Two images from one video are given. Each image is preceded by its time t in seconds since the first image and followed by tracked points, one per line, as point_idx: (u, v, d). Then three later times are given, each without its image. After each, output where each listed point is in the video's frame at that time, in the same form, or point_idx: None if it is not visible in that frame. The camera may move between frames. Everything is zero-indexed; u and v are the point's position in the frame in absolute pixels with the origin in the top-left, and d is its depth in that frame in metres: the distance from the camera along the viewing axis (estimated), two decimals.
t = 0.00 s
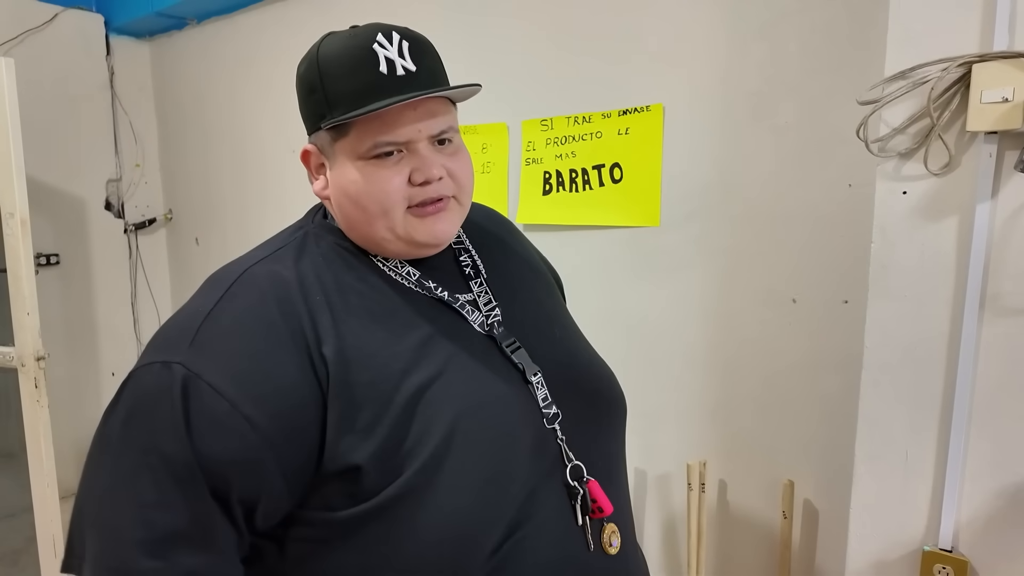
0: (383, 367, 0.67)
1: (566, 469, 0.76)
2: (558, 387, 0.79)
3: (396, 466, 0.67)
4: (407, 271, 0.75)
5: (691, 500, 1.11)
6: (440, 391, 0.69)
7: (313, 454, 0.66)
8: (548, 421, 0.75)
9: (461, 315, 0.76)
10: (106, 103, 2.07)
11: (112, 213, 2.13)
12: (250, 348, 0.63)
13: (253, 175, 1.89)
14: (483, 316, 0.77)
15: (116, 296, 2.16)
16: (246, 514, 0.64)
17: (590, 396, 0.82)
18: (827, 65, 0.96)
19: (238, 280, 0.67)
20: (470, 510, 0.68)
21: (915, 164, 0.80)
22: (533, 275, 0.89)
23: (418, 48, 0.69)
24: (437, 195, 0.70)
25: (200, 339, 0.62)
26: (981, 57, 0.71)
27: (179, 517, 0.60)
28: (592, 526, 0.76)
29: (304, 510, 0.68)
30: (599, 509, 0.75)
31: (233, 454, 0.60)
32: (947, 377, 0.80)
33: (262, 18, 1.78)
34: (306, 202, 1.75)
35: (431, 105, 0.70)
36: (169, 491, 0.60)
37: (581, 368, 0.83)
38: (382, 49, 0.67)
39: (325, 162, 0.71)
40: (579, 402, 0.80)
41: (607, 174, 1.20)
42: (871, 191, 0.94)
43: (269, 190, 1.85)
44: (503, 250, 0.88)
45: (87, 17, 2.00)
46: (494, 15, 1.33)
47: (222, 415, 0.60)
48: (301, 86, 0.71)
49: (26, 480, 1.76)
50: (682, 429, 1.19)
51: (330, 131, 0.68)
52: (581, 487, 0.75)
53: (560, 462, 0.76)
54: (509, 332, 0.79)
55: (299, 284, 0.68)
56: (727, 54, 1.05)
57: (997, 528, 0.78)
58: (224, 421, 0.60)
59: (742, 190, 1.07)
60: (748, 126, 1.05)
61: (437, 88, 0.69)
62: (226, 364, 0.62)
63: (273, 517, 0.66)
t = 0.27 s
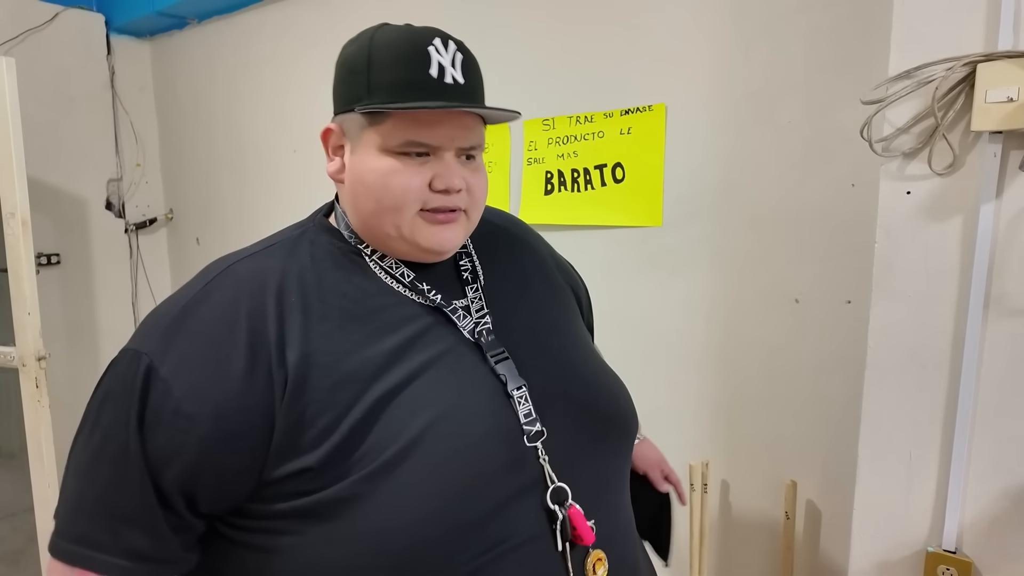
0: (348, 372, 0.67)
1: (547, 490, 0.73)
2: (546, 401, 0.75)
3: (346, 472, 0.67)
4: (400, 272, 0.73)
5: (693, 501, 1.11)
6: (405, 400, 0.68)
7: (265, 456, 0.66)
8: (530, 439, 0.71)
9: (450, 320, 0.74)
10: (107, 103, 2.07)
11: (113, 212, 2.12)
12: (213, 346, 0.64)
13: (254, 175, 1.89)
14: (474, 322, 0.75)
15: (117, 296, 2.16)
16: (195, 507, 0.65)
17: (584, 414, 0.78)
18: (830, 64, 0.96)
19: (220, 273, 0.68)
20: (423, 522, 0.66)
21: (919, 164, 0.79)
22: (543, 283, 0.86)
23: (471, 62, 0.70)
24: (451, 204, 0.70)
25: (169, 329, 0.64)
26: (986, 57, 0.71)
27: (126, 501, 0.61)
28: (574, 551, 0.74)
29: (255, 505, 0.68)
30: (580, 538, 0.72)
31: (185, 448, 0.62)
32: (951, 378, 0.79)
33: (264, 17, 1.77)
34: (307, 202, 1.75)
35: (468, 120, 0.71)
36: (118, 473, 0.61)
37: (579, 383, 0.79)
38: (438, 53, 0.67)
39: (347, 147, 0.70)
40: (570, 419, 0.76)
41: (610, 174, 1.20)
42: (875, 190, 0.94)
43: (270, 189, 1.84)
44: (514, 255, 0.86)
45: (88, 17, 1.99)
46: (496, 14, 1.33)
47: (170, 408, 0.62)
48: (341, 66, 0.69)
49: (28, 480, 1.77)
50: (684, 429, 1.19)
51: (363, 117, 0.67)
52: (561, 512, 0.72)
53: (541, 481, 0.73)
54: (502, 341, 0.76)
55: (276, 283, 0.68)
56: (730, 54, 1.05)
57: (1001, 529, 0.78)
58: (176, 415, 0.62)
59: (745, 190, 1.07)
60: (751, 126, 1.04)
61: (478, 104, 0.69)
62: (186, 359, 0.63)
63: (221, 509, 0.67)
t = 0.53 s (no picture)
0: (309, 367, 0.67)
1: (518, 514, 0.69)
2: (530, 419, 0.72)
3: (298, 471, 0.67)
4: (398, 274, 0.73)
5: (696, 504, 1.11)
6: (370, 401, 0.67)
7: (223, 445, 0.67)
8: (502, 458, 0.68)
9: (440, 326, 0.73)
10: (108, 104, 2.07)
11: (114, 213, 2.12)
12: (185, 327, 0.66)
13: (255, 176, 1.88)
14: (466, 330, 0.74)
15: (117, 297, 2.16)
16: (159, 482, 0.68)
17: (573, 434, 0.74)
18: (833, 67, 0.96)
19: (216, 258, 0.72)
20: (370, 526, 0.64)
21: (922, 168, 0.79)
22: (546, 299, 0.83)
23: (509, 82, 0.71)
24: (465, 214, 0.69)
25: (158, 302, 0.69)
26: (990, 60, 0.71)
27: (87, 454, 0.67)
28: None
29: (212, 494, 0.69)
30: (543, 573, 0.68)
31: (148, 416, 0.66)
32: (954, 382, 0.79)
33: (265, 19, 1.77)
34: (308, 203, 1.75)
35: (499, 136, 0.71)
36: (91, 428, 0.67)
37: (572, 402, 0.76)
38: (483, 67, 0.67)
39: (373, 141, 0.69)
40: (557, 437, 0.73)
41: (610, 176, 1.19)
42: (878, 193, 0.93)
43: (271, 191, 1.84)
44: (520, 270, 0.84)
45: (89, 18, 1.99)
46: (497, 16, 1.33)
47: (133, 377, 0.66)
48: (384, 62, 0.69)
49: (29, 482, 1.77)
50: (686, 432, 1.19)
51: (399, 114, 0.66)
52: (525, 539, 0.69)
53: (512, 501, 0.69)
54: (494, 352, 0.75)
55: (256, 273, 0.70)
56: (732, 56, 1.05)
57: (1005, 533, 0.78)
58: (139, 385, 0.66)
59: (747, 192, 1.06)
60: (754, 128, 1.04)
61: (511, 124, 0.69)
62: (159, 335, 0.66)
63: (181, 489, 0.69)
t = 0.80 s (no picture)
0: (311, 364, 0.67)
1: (506, 517, 0.69)
2: (528, 421, 0.71)
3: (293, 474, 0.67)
4: (403, 269, 0.73)
5: (697, 505, 1.11)
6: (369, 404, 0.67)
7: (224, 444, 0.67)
8: (494, 459, 0.68)
9: (442, 323, 0.73)
10: (108, 104, 2.07)
11: (114, 213, 2.12)
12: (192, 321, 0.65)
13: (255, 176, 1.88)
14: (468, 328, 0.73)
15: (117, 297, 2.16)
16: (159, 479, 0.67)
17: (570, 435, 0.74)
18: (833, 67, 0.95)
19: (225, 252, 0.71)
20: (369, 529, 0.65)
21: (924, 167, 0.79)
22: (551, 301, 0.83)
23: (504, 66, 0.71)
24: (466, 199, 0.69)
25: (172, 293, 0.67)
26: (992, 59, 0.71)
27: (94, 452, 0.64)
28: None
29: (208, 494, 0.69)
30: None
31: (153, 413, 0.63)
32: (956, 382, 0.79)
33: (265, 18, 1.77)
34: (308, 203, 1.75)
35: (495, 119, 0.71)
36: (96, 422, 0.65)
37: (571, 404, 0.75)
38: (474, 51, 0.67)
39: (372, 133, 0.70)
40: (554, 437, 0.72)
41: (611, 176, 1.19)
42: (879, 193, 0.93)
43: (271, 191, 1.84)
44: (526, 272, 0.84)
45: (89, 18, 1.99)
46: (498, 15, 1.32)
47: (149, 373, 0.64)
48: (378, 57, 0.69)
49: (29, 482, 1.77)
50: (687, 432, 1.18)
51: (394, 102, 0.67)
52: (508, 544, 0.68)
53: (501, 504, 0.69)
54: (494, 350, 0.74)
55: (265, 266, 0.70)
56: (733, 56, 1.05)
57: (1007, 534, 0.78)
58: (149, 379, 0.64)
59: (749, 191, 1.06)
60: (755, 127, 1.04)
61: (507, 103, 0.69)
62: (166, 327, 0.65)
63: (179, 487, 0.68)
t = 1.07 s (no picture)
0: (316, 374, 0.67)
1: (527, 525, 0.70)
2: (540, 429, 0.71)
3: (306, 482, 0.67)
4: (407, 276, 0.73)
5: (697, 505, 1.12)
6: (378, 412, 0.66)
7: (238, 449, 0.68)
8: (511, 467, 0.68)
9: (449, 331, 0.73)
10: (108, 104, 2.07)
11: (115, 213, 2.12)
12: (190, 331, 0.66)
13: (256, 176, 1.88)
14: (475, 336, 0.74)
15: (118, 297, 2.16)
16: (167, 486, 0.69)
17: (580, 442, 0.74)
18: (834, 67, 0.95)
19: (222, 257, 0.71)
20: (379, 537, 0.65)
21: (925, 167, 0.79)
22: (556, 305, 0.83)
23: (518, 77, 0.70)
24: (475, 213, 0.69)
25: (167, 303, 0.68)
26: (993, 59, 0.71)
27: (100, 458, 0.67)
28: None
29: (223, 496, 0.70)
30: None
31: (153, 424, 0.65)
32: (957, 383, 0.79)
33: (265, 19, 1.77)
34: (308, 203, 1.75)
35: (506, 133, 0.70)
36: (100, 431, 0.67)
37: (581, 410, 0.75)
38: (488, 62, 0.67)
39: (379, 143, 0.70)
40: (565, 444, 0.73)
41: (612, 176, 1.19)
42: (880, 193, 0.93)
43: (272, 191, 1.84)
44: (529, 276, 0.84)
45: (89, 18, 1.99)
46: (498, 16, 1.32)
47: (143, 383, 0.66)
48: (388, 61, 0.68)
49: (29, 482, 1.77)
50: (687, 433, 1.18)
51: (402, 114, 0.66)
52: (535, 550, 0.69)
53: (518, 510, 0.69)
54: (501, 357, 0.74)
55: (265, 272, 0.69)
56: (733, 56, 1.04)
57: (1008, 536, 0.77)
58: (148, 392, 0.65)
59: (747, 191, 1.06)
60: (756, 128, 1.04)
61: (518, 118, 0.68)
62: (164, 339, 0.66)
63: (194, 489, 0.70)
